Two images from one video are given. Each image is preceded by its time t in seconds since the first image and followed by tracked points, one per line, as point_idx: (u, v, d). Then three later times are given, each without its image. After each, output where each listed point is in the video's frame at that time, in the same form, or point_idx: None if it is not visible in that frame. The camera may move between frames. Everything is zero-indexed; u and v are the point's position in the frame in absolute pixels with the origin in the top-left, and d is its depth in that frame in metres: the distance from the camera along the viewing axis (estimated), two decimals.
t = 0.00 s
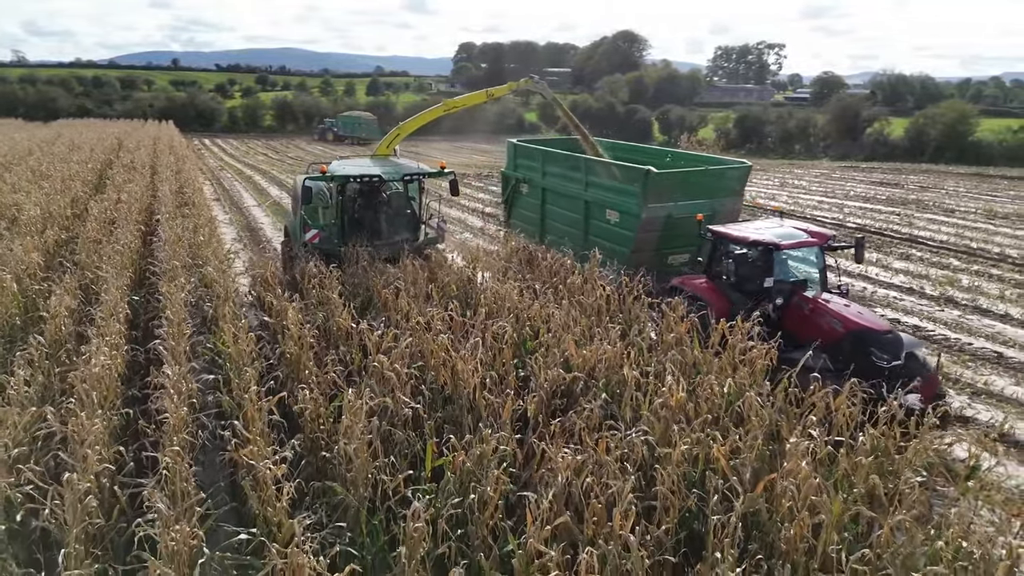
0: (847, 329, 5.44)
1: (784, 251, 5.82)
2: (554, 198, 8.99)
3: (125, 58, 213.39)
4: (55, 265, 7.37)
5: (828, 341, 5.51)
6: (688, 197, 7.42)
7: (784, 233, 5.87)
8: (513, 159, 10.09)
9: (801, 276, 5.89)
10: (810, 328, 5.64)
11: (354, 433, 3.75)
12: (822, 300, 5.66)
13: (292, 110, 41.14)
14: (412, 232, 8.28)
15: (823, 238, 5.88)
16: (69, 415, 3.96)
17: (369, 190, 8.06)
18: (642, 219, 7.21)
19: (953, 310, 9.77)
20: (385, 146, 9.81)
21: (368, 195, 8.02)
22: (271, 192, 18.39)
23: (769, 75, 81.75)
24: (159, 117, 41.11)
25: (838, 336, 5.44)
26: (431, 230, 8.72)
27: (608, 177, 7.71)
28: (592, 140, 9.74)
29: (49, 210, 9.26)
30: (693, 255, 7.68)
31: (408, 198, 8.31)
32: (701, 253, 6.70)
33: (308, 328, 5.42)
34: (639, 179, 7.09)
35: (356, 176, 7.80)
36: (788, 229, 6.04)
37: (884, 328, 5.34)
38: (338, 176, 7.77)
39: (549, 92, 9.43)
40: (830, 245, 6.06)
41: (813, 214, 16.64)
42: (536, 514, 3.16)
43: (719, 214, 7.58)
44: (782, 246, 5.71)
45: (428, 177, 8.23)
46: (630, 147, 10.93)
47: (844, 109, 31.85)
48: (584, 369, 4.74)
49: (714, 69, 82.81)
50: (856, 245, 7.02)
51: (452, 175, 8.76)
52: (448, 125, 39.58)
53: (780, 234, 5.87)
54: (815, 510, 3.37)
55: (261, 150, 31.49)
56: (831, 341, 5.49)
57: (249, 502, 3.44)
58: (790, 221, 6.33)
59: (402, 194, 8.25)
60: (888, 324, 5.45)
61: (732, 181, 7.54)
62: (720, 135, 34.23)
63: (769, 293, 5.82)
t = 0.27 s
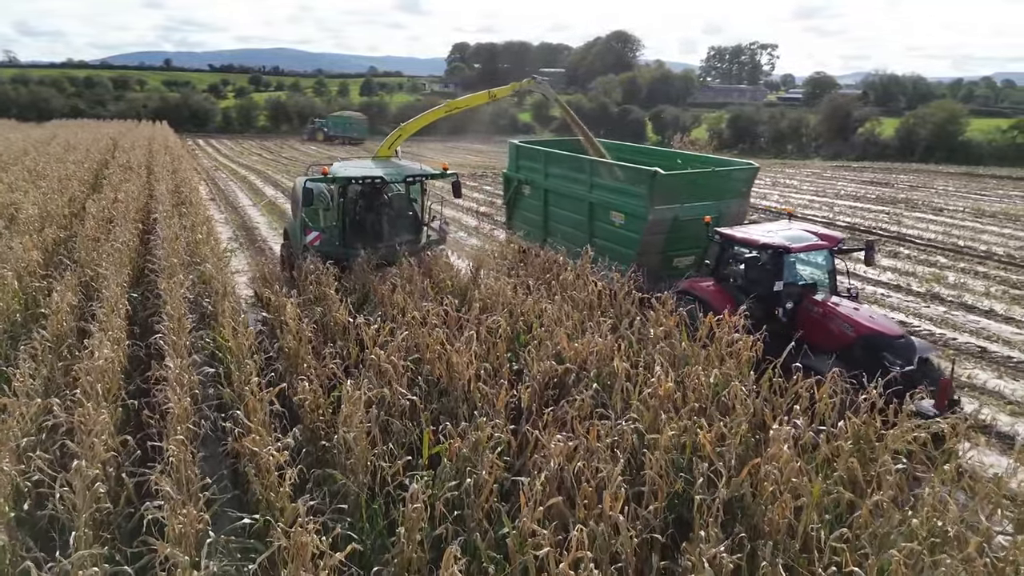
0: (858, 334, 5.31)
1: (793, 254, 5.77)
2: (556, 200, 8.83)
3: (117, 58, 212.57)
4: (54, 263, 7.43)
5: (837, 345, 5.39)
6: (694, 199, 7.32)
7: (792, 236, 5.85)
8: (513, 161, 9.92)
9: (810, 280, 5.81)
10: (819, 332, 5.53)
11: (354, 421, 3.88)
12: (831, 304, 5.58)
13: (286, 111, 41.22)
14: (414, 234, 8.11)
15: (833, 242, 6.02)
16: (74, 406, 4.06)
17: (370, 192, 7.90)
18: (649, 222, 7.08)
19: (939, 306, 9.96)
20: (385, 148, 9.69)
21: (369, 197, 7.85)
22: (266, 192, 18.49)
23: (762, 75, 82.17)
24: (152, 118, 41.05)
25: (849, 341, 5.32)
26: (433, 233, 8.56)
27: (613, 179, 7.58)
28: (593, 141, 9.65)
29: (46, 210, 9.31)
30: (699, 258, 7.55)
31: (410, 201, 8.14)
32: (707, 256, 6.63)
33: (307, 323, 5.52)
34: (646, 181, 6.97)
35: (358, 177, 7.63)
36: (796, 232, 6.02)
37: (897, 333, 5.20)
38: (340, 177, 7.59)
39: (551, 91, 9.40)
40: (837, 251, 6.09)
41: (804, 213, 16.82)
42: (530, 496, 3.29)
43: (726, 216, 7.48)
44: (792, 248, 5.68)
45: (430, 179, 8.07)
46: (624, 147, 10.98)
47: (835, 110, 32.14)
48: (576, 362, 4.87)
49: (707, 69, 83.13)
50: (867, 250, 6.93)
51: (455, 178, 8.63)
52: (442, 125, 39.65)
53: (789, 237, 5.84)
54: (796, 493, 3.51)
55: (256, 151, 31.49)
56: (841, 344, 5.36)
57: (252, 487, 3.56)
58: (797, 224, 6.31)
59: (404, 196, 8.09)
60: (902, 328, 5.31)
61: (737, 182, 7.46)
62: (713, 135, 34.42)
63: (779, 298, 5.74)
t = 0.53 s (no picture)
0: (868, 336, 5.06)
1: (802, 256, 5.42)
2: (557, 201, 8.75)
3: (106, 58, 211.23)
4: (50, 263, 7.48)
5: (846, 348, 5.14)
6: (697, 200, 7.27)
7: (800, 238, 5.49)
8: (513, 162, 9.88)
9: (817, 282, 5.46)
10: (827, 336, 5.26)
11: (350, 411, 3.99)
12: (840, 306, 5.29)
13: (277, 111, 41.23)
14: (414, 236, 8.05)
15: (840, 242, 5.62)
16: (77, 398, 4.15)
17: (370, 194, 7.82)
18: (651, 223, 7.04)
19: (923, 302, 10.16)
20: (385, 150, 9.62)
21: (370, 199, 7.78)
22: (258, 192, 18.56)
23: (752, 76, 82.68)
24: (142, 118, 40.92)
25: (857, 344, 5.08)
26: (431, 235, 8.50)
27: (615, 180, 7.52)
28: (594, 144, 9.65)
29: (40, 209, 9.33)
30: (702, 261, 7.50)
31: (409, 202, 8.08)
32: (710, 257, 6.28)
33: (303, 318, 5.62)
34: (649, 183, 6.93)
35: (359, 179, 7.53)
36: (803, 234, 5.66)
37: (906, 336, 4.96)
38: (339, 179, 7.49)
39: (553, 93, 9.46)
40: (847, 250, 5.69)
41: (793, 212, 17.02)
42: (521, 479, 3.42)
43: (729, 218, 7.44)
44: (799, 251, 5.32)
45: (431, 181, 7.96)
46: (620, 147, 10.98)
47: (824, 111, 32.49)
48: (566, 355, 5.00)
49: (698, 70, 83.51)
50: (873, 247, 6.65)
51: (456, 180, 8.53)
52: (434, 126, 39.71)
53: (797, 239, 5.48)
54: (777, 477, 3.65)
55: (247, 151, 31.47)
56: (850, 348, 5.11)
57: (252, 473, 3.67)
58: (803, 226, 5.97)
59: (404, 198, 8.03)
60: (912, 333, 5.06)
61: (741, 184, 7.42)
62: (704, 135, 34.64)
63: (786, 301, 5.42)
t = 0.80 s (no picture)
0: (878, 341, 5.07)
1: (808, 259, 5.50)
2: (558, 204, 8.71)
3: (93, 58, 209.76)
4: (45, 261, 7.54)
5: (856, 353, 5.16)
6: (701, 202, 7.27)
7: (805, 239, 5.60)
8: (512, 164, 9.82)
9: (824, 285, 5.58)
10: (835, 340, 5.30)
11: (346, 401, 4.11)
12: (847, 310, 5.34)
13: (267, 112, 41.21)
14: (414, 239, 7.94)
15: (848, 244, 5.64)
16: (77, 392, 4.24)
17: (369, 196, 7.75)
18: (655, 225, 7.01)
19: (905, 298, 10.38)
20: (384, 151, 9.54)
21: (369, 201, 7.69)
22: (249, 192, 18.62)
23: (741, 77, 83.22)
24: (130, 118, 40.77)
25: (866, 348, 5.09)
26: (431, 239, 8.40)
27: (617, 182, 7.49)
28: (594, 145, 9.64)
29: (34, 209, 9.37)
30: (705, 262, 7.48)
31: (408, 205, 8.01)
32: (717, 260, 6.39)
33: (299, 313, 5.73)
34: (653, 184, 6.90)
35: (359, 181, 7.45)
36: (807, 235, 5.75)
37: (917, 340, 4.94)
38: (339, 181, 7.42)
39: (552, 94, 9.45)
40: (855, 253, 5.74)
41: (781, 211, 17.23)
42: (511, 463, 3.55)
43: (732, 219, 7.46)
44: (806, 254, 5.39)
45: (431, 183, 7.88)
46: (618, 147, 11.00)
47: (811, 111, 32.80)
48: (556, 349, 5.14)
49: (687, 70, 83.90)
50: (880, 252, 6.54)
51: (456, 182, 8.47)
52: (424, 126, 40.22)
53: (802, 240, 5.59)
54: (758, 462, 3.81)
55: (237, 151, 31.43)
56: (859, 353, 5.14)
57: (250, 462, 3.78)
58: (805, 228, 6.07)
59: (403, 201, 7.96)
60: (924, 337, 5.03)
61: (743, 186, 7.44)
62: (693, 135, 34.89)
63: (794, 304, 5.51)
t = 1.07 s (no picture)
0: (885, 344, 5.02)
1: (814, 261, 5.43)
2: (557, 205, 8.59)
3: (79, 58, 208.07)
4: (39, 259, 7.61)
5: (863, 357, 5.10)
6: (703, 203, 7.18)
7: (811, 241, 5.54)
8: (510, 165, 9.70)
9: (828, 288, 5.51)
10: (841, 343, 5.25)
11: (340, 392, 4.23)
12: (853, 312, 5.29)
13: (255, 112, 41.15)
14: (413, 241, 7.77)
15: (854, 246, 5.62)
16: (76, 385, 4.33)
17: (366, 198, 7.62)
18: (657, 227, 6.93)
19: (887, 293, 10.60)
20: (382, 152, 9.45)
21: (366, 202, 7.54)
22: (239, 192, 18.66)
23: (729, 77, 83.72)
24: (118, 118, 40.62)
25: (874, 351, 5.04)
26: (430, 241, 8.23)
27: (618, 183, 7.40)
28: (593, 146, 9.56)
29: (26, 208, 9.41)
30: (706, 264, 7.41)
31: (406, 206, 7.85)
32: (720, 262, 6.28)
33: (293, 308, 5.84)
34: (655, 185, 6.82)
35: (356, 182, 7.34)
36: (813, 237, 5.69)
37: (924, 343, 4.90)
38: (336, 183, 7.32)
39: (551, 95, 9.40)
40: (860, 255, 5.70)
41: (768, 210, 17.43)
42: (501, 449, 3.69)
43: (733, 220, 7.37)
44: (813, 256, 5.35)
45: (429, 184, 7.77)
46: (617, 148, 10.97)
47: (798, 111, 33.10)
48: (545, 341, 5.28)
49: (676, 70, 84.26)
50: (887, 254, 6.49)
51: (455, 184, 8.37)
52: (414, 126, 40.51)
53: (807, 242, 5.54)
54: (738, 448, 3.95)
55: (226, 152, 31.40)
56: (866, 356, 5.08)
57: (248, 451, 3.90)
58: (811, 230, 6.01)
59: (401, 202, 7.80)
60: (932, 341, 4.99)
61: (745, 187, 7.35)
62: (682, 135, 35.13)
63: (800, 307, 5.45)
